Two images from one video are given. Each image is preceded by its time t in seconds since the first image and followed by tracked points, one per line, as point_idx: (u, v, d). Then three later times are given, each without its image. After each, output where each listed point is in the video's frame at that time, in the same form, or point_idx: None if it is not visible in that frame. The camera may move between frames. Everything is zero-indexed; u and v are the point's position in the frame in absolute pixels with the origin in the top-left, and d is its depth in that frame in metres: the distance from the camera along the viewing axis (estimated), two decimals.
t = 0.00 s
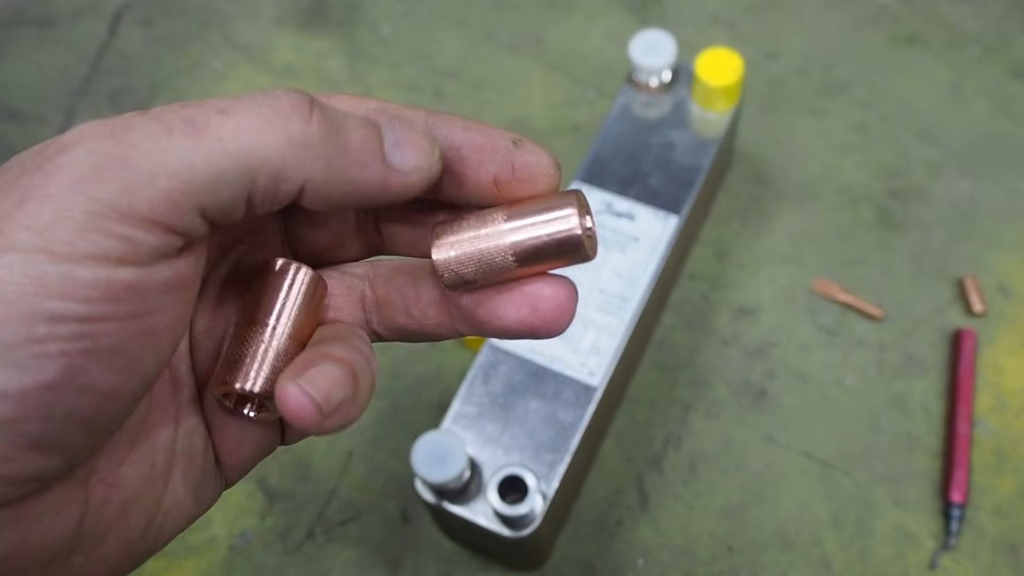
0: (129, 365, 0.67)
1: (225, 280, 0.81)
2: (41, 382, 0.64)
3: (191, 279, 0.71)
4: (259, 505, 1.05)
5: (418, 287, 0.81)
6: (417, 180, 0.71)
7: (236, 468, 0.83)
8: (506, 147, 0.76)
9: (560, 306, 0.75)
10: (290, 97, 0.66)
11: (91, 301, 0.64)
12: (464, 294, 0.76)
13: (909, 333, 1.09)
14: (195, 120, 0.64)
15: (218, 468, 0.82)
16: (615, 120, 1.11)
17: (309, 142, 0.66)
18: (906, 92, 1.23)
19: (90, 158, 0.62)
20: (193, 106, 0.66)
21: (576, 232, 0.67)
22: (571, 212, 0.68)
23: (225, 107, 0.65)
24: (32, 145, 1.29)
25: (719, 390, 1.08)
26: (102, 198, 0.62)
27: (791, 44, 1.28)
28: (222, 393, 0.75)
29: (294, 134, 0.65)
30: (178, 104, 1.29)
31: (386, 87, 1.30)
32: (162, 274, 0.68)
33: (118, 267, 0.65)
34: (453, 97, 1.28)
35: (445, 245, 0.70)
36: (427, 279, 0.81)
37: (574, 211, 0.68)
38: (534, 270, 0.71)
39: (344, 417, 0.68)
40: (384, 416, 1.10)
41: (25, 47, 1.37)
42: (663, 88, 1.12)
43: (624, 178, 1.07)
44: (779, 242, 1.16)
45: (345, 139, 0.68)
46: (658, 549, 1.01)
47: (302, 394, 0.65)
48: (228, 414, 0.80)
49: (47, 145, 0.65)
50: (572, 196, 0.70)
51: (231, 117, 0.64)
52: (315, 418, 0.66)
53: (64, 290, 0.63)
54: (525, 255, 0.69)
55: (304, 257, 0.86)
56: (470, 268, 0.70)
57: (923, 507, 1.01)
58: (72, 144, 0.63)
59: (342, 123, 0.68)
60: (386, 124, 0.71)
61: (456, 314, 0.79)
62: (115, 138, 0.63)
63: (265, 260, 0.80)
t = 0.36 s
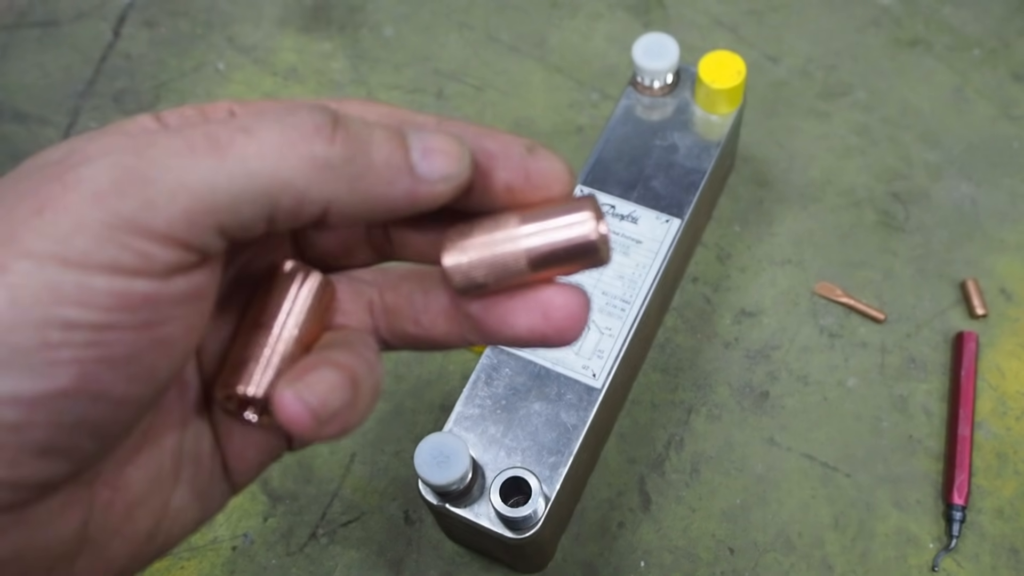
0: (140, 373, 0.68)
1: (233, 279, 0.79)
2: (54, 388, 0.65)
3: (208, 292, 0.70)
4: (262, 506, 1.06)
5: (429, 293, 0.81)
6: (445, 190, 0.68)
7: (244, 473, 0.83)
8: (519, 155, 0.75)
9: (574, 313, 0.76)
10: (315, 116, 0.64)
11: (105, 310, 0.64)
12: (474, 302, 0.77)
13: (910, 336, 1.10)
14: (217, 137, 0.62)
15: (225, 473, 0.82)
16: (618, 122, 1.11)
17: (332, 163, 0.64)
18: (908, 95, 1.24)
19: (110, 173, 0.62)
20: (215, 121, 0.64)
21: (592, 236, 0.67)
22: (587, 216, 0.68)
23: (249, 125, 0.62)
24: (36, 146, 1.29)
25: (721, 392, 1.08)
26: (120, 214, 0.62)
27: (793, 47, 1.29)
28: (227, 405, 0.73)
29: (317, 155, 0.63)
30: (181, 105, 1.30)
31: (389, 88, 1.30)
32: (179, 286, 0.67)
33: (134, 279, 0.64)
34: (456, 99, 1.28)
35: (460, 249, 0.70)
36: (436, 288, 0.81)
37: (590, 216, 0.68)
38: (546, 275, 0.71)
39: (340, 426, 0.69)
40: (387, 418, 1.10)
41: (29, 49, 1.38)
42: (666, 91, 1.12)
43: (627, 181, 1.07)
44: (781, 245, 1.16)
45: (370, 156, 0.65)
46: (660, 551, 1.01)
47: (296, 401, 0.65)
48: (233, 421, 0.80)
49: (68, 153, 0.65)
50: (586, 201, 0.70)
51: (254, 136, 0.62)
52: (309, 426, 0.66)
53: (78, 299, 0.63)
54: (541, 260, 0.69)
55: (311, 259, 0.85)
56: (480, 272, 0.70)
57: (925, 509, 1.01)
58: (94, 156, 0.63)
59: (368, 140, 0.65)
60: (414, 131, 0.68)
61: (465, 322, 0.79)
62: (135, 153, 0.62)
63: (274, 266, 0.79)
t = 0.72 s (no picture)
0: (140, 376, 0.68)
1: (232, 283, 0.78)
2: (52, 389, 0.65)
3: (210, 298, 0.71)
4: (261, 504, 1.06)
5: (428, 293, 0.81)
6: (453, 194, 0.65)
7: (242, 474, 0.84)
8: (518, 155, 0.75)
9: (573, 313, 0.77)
10: (321, 126, 0.61)
11: (105, 314, 0.64)
12: (471, 303, 0.77)
13: (910, 335, 1.10)
14: (221, 146, 0.61)
15: (223, 473, 0.83)
16: (618, 121, 1.11)
17: (336, 174, 0.62)
18: (908, 95, 1.24)
19: (114, 179, 0.62)
20: (223, 129, 0.62)
21: (592, 238, 0.67)
22: (586, 218, 0.68)
23: (255, 134, 0.61)
24: (36, 144, 1.29)
25: (720, 392, 1.08)
26: (121, 220, 0.62)
27: (793, 46, 1.29)
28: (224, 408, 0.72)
29: (322, 167, 0.61)
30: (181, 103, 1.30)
31: (389, 87, 1.30)
32: (181, 292, 0.67)
33: (134, 283, 0.64)
34: (456, 97, 1.28)
35: (459, 249, 0.70)
36: (434, 288, 0.81)
37: (590, 217, 0.68)
38: (543, 276, 0.70)
39: (330, 430, 0.69)
40: (386, 417, 1.10)
41: (30, 47, 1.38)
42: (666, 89, 1.12)
43: (627, 180, 1.07)
44: (780, 244, 1.16)
45: (376, 165, 0.62)
46: (659, 550, 1.01)
47: (284, 405, 0.65)
48: (231, 422, 0.80)
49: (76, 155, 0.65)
50: (586, 203, 0.69)
51: (258, 147, 0.61)
52: (298, 431, 0.66)
53: (79, 302, 0.63)
54: (541, 261, 0.69)
55: (310, 258, 0.85)
56: (478, 272, 0.70)
57: (923, 508, 1.01)
58: (101, 161, 0.63)
59: (374, 148, 0.62)
60: (423, 133, 0.64)
61: (463, 323, 0.80)
62: (140, 160, 0.62)
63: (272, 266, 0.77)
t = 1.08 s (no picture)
0: (147, 374, 0.68)
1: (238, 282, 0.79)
2: (60, 388, 0.64)
3: (213, 294, 0.71)
4: (262, 502, 1.06)
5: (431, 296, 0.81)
6: (451, 190, 0.65)
7: (247, 471, 0.84)
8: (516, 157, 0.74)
9: (569, 315, 0.77)
10: (322, 123, 0.62)
11: (112, 312, 0.64)
12: (474, 302, 0.77)
13: (909, 334, 1.10)
14: (226, 143, 0.61)
15: (229, 471, 0.83)
16: (619, 121, 1.11)
17: (339, 170, 0.62)
18: (908, 95, 1.24)
19: (120, 177, 0.62)
20: (226, 127, 0.63)
21: (587, 241, 0.68)
22: (581, 221, 0.68)
23: (258, 132, 0.62)
24: (38, 144, 1.30)
25: (720, 391, 1.08)
26: (129, 217, 0.62)
27: (793, 47, 1.29)
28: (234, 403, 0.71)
29: (325, 163, 0.61)
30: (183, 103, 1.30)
31: (391, 87, 1.31)
32: (186, 289, 0.68)
33: (140, 281, 0.65)
34: (457, 98, 1.28)
35: (456, 251, 0.70)
36: (436, 288, 0.81)
37: (585, 221, 0.68)
38: (543, 278, 0.71)
39: (345, 424, 0.70)
40: (386, 416, 1.11)
41: (33, 47, 1.38)
42: (666, 90, 1.13)
43: (627, 179, 1.08)
44: (780, 244, 1.16)
45: (377, 162, 0.63)
46: (659, 549, 1.01)
47: (302, 399, 0.67)
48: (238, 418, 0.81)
49: (79, 154, 0.64)
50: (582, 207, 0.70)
51: (262, 143, 0.61)
52: (315, 424, 0.68)
53: (86, 300, 0.63)
54: (537, 263, 0.69)
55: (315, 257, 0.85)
56: (475, 275, 0.69)
57: (922, 508, 1.01)
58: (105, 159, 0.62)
59: (375, 145, 0.63)
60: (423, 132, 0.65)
61: (465, 321, 0.80)
62: (145, 159, 0.62)
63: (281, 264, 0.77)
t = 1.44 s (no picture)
0: (146, 372, 0.68)
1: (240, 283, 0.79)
2: (60, 385, 0.64)
3: (213, 294, 0.71)
4: (262, 502, 1.06)
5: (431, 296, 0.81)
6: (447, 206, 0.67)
7: (248, 468, 0.84)
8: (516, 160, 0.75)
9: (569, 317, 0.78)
10: (323, 127, 0.62)
11: (112, 312, 0.64)
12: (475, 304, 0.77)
13: (909, 335, 1.10)
14: (226, 145, 0.61)
15: (229, 469, 0.83)
16: (619, 122, 1.12)
17: (338, 174, 0.62)
18: (908, 96, 1.24)
19: (121, 178, 0.62)
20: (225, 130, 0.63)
21: (587, 247, 0.67)
22: (580, 226, 0.68)
23: (258, 133, 0.62)
24: (38, 143, 1.30)
25: (720, 392, 1.08)
26: (131, 217, 0.62)
27: (793, 47, 1.30)
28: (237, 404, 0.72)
29: (323, 166, 0.62)
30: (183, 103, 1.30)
31: (391, 87, 1.31)
32: (186, 289, 0.68)
33: (140, 281, 0.65)
34: (457, 98, 1.28)
35: (457, 255, 0.70)
36: (437, 288, 0.81)
37: (584, 227, 0.68)
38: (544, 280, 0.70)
39: (347, 424, 0.71)
40: (386, 416, 1.10)
41: (33, 47, 1.38)
42: (667, 90, 1.13)
43: (628, 180, 1.08)
44: (780, 244, 1.16)
45: (373, 168, 0.63)
46: (659, 549, 1.01)
47: (306, 400, 0.68)
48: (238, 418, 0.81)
49: (82, 156, 0.65)
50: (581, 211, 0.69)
51: (262, 145, 0.61)
52: (318, 424, 0.69)
53: (87, 300, 0.63)
54: (537, 268, 0.69)
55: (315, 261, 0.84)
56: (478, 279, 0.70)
57: (922, 508, 1.01)
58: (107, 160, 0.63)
59: (373, 152, 0.64)
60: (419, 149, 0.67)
61: (466, 323, 0.80)
62: (146, 161, 0.62)
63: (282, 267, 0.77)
